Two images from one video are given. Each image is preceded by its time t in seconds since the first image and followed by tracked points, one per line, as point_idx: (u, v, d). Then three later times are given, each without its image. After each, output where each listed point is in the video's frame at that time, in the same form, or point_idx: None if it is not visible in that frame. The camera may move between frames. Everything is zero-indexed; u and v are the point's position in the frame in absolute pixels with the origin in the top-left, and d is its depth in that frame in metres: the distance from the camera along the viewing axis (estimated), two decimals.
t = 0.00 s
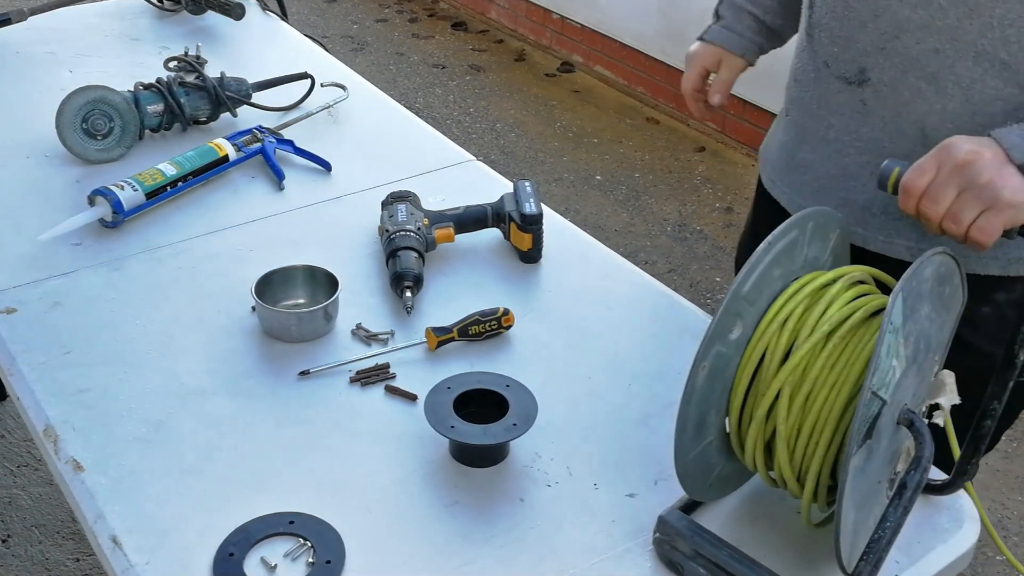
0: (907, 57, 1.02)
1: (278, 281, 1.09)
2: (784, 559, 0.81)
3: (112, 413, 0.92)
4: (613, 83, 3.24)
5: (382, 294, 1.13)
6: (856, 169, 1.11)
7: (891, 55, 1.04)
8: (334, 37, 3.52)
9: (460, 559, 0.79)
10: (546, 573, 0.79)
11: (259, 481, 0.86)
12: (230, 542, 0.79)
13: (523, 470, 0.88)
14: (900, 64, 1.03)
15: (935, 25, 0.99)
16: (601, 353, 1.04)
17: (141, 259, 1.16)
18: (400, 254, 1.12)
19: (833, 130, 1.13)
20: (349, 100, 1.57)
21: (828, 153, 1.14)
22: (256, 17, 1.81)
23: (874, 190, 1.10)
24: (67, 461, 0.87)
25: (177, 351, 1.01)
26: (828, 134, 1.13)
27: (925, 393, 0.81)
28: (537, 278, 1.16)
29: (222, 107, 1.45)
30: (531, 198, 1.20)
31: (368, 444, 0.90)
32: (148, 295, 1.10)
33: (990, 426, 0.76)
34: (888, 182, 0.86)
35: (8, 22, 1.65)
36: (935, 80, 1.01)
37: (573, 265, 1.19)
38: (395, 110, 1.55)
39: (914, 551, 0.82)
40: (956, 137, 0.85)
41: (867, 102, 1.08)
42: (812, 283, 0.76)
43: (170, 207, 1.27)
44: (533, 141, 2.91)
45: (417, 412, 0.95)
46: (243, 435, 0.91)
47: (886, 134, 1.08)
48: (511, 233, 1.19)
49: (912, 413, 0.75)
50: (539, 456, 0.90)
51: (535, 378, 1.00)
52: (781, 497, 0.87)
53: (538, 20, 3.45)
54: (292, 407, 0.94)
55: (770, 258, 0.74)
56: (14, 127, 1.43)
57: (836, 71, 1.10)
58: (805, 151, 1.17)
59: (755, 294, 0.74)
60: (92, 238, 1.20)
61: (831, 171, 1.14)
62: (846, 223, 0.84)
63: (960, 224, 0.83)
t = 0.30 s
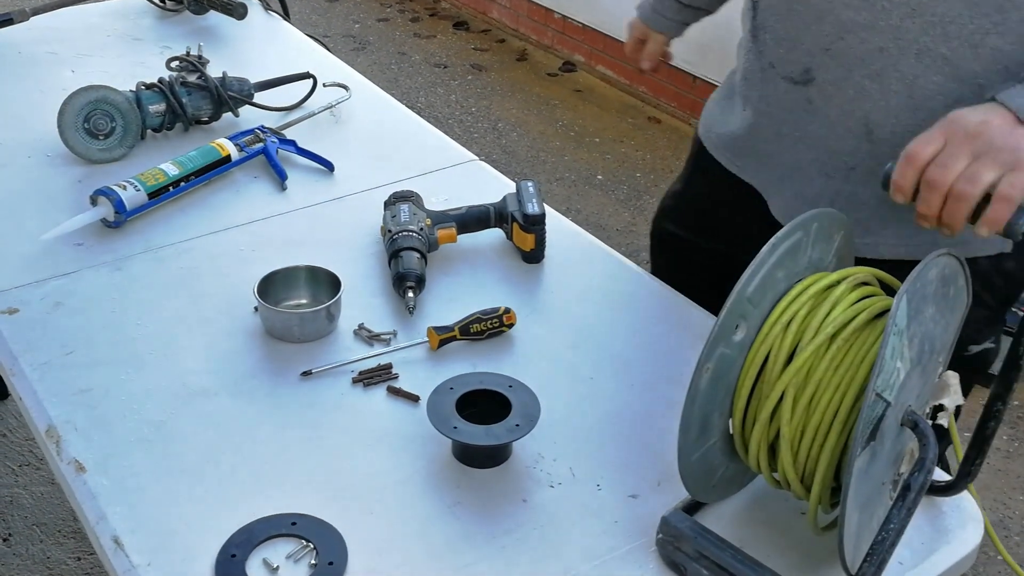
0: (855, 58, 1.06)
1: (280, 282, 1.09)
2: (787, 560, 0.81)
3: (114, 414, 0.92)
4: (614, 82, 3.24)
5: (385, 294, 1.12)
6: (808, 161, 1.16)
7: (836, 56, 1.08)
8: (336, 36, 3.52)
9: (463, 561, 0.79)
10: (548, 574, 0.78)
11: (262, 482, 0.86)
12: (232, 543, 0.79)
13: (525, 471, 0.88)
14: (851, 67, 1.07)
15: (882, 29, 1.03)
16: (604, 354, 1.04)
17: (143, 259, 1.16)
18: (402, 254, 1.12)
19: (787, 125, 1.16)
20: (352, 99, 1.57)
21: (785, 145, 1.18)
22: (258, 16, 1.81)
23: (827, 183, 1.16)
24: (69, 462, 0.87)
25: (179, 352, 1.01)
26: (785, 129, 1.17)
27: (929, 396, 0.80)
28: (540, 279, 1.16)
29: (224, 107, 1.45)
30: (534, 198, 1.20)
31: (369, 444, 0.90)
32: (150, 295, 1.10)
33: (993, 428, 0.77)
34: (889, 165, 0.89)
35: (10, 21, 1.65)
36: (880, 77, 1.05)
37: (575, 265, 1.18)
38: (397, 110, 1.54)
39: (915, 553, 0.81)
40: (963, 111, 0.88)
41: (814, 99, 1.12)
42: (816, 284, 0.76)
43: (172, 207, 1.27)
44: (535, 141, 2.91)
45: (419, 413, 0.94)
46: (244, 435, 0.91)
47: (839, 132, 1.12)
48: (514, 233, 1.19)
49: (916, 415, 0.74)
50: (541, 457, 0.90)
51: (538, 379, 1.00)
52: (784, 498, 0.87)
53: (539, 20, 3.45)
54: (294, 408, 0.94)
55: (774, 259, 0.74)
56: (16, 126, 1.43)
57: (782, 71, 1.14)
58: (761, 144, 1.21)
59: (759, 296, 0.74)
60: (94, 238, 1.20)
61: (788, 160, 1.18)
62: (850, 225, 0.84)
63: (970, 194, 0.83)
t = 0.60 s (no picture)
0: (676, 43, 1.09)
1: (280, 282, 1.09)
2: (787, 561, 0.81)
3: (114, 413, 0.92)
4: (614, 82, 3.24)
5: (384, 294, 1.12)
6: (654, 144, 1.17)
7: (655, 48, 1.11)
8: (336, 37, 3.53)
9: (463, 560, 0.79)
10: (547, 574, 0.78)
11: (262, 482, 0.86)
12: (232, 543, 0.79)
13: (525, 472, 0.88)
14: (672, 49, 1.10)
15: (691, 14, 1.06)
16: (603, 355, 1.04)
17: (144, 259, 1.16)
18: (402, 255, 1.12)
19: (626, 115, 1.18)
20: (352, 100, 1.57)
21: (631, 133, 1.19)
22: (259, 16, 1.81)
23: (677, 162, 1.16)
24: (69, 462, 0.87)
25: (180, 352, 1.01)
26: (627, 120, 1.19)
27: (929, 396, 0.81)
28: (540, 279, 1.16)
29: (224, 107, 1.45)
30: (534, 199, 1.20)
31: (368, 444, 0.90)
32: (150, 295, 1.10)
33: (993, 429, 0.76)
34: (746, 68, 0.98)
35: (11, 21, 1.66)
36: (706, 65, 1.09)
37: (576, 266, 1.19)
38: (397, 110, 1.55)
39: (915, 553, 0.82)
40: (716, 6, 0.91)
41: (647, 88, 1.14)
42: (815, 285, 0.76)
43: (173, 207, 1.27)
44: (535, 141, 2.91)
45: (419, 412, 0.95)
46: (243, 434, 0.91)
47: (669, 111, 1.14)
48: (514, 233, 1.19)
49: (916, 415, 0.74)
50: (541, 458, 0.90)
51: (538, 379, 1.00)
52: (784, 499, 0.87)
53: (539, 19, 3.45)
54: (294, 408, 0.94)
55: (774, 260, 0.74)
56: (17, 126, 1.43)
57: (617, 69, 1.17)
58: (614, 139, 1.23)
59: (758, 298, 0.74)
60: (95, 238, 1.20)
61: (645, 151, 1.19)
62: (851, 225, 0.84)
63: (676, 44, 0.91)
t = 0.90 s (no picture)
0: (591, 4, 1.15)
1: (280, 282, 1.09)
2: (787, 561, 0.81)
3: (114, 414, 0.92)
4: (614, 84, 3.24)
5: (384, 294, 1.13)
6: (605, 88, 1.28)
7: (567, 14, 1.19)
8: (335, 39, 3.53)
9: (464, 560, 0.79)
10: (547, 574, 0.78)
11: (262, 481, 0.86)
12: (232, 544, 0.79)
13: (525, 472, 0.88)
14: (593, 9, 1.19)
15: None
16: (603, 355, 1.04)
17: (144, 260, 1.16)
18: (402, 255, 1.12)
19: (571, 68, 1.29)
20: (352, 101, 1.57)
21: (577, 80, 1.30)
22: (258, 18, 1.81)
23: (627, 98, 1.28)
24: (70, 462, 0.87)
25: (180, 352, 1.01)
26: (574, 73, 1.29)
27: (928, 396, 0.81)
28: (540, 280, 1.16)
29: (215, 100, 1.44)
30: (534, 199, 1.20)
31: (368, 445, 0.90)
32: (150, 295, 1.10)
33: (992, 430, 0.76)
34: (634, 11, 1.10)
35: (10, 23, 1.66)
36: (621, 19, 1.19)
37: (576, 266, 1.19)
38: (396, 112, 1.55)
39: (915, 554, 0.82)
40: None
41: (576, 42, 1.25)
42: (815, 286, 0.76)
43: (173, 208, 1.27)
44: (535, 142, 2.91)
45: (419, 412, 0.95)
46: (243, 435, 0.91)
47: (602, 56, 1.24)
48: (514, 234, 1.19)
49: (916, 416, 0.74)
50: (541, 458, 0.90)
51: (539, 380, 1.00)
52: (784, 499, 0.87)
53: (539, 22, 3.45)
54: (294, 408, 0.94)
55: (774, 260, 0.74)
56: (17, 127, 1.43)
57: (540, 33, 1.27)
58: (569, 91, 1.33)
59: (759, 298, 0.74)
60: (95, 239, 1.20)
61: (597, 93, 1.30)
62: (851, 226, 0.84)
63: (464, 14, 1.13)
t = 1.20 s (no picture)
0: None
1: (281, 282, 1.10)
2: (787, 560, 0.81)
3: (116, 413, 0.93)
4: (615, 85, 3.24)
5: (385, 294, 1.13)
6: (569, 64, 1.32)
7: None
8: (336, 39, 3.54)
9: (464, 560, 0.79)
10: (548, 573, 0.79)
11: (263, 481, 0.86)
12: (234, 543, 0.79)
13: (525, 471, 0.88)
14: None
15: None
16: (602, 355, 1.04)
17: (145, 259, 1.16)
18: (403, 255, 1.12)
19: (538, 44, 1.33)
20: (352, 101, 1.57)
21: (546, 59, 1.34)
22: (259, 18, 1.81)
23: (589, 73, 1.32)
24: (71, 462, 0.87)
25: (180, 351, 1.01)
26: (541, 49, 1.34)
27: (927, 396, 0.81)
28: (541, 279, 1.16)
29: None
30: (534, 199, 1.20)
31: (369, 445, 0.90)
32: (152, 295, 1.10)
33: (991, 429, 0.76)
34: None
35: (11, 23, 1.66)
36: None
37: (576, 266, 1.19)
38: (397, 112, 1.55)
39: (915, 553, 0.82)
40: None
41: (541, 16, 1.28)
42: (814, 286, 0.76)
43: (174, 208, 1.27)
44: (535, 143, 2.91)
45: (420, 412, 0.95)
46: (244, 434, 0.91)
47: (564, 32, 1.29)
48: (514, 233, 1.19)
49: (915, 415, 0.75)
50: (541, 458, 0.90)
51: (539, 379, 1.00)
52: (784, 498, 0.87)
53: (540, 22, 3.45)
54: (295, 407, 0.95)
55: (774, 260, 0.74)
56: (18, 127, 1.43)
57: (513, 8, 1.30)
58: (536, 70, 1.38)
59: (758, 298, 0.74)
60: (96, 238, 1.20)
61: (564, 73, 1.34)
62: (849, 226, 0.84)
63: None
